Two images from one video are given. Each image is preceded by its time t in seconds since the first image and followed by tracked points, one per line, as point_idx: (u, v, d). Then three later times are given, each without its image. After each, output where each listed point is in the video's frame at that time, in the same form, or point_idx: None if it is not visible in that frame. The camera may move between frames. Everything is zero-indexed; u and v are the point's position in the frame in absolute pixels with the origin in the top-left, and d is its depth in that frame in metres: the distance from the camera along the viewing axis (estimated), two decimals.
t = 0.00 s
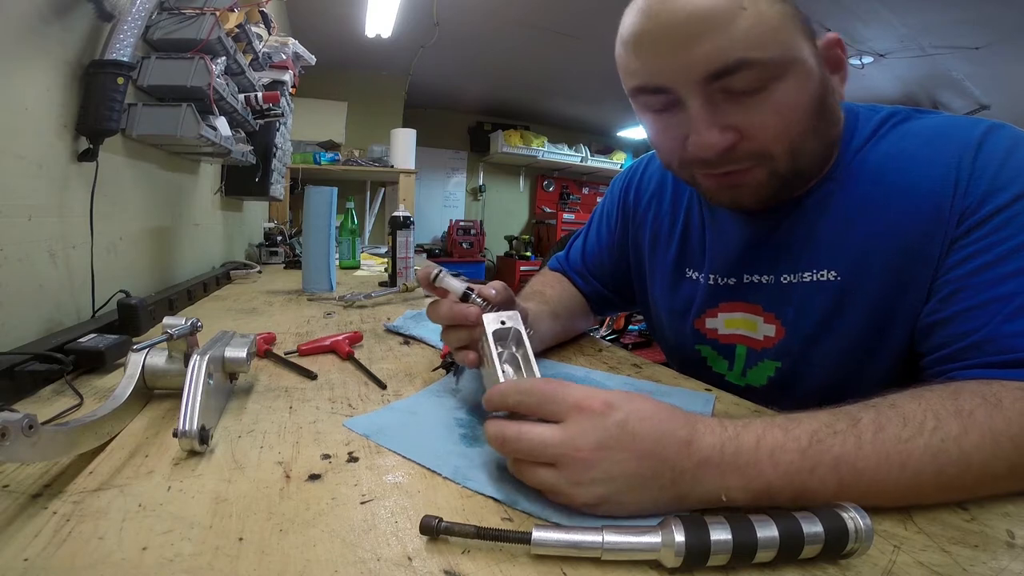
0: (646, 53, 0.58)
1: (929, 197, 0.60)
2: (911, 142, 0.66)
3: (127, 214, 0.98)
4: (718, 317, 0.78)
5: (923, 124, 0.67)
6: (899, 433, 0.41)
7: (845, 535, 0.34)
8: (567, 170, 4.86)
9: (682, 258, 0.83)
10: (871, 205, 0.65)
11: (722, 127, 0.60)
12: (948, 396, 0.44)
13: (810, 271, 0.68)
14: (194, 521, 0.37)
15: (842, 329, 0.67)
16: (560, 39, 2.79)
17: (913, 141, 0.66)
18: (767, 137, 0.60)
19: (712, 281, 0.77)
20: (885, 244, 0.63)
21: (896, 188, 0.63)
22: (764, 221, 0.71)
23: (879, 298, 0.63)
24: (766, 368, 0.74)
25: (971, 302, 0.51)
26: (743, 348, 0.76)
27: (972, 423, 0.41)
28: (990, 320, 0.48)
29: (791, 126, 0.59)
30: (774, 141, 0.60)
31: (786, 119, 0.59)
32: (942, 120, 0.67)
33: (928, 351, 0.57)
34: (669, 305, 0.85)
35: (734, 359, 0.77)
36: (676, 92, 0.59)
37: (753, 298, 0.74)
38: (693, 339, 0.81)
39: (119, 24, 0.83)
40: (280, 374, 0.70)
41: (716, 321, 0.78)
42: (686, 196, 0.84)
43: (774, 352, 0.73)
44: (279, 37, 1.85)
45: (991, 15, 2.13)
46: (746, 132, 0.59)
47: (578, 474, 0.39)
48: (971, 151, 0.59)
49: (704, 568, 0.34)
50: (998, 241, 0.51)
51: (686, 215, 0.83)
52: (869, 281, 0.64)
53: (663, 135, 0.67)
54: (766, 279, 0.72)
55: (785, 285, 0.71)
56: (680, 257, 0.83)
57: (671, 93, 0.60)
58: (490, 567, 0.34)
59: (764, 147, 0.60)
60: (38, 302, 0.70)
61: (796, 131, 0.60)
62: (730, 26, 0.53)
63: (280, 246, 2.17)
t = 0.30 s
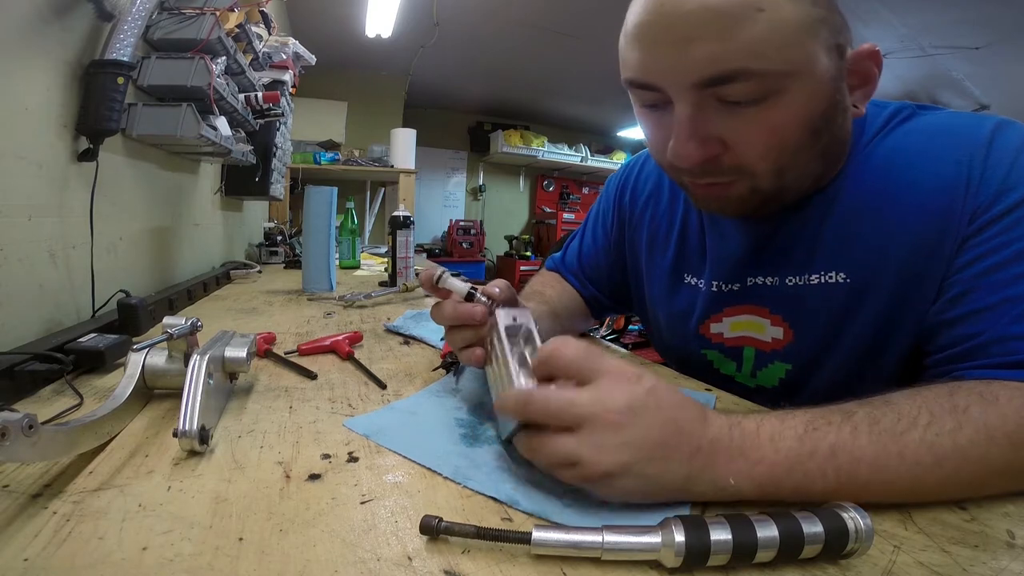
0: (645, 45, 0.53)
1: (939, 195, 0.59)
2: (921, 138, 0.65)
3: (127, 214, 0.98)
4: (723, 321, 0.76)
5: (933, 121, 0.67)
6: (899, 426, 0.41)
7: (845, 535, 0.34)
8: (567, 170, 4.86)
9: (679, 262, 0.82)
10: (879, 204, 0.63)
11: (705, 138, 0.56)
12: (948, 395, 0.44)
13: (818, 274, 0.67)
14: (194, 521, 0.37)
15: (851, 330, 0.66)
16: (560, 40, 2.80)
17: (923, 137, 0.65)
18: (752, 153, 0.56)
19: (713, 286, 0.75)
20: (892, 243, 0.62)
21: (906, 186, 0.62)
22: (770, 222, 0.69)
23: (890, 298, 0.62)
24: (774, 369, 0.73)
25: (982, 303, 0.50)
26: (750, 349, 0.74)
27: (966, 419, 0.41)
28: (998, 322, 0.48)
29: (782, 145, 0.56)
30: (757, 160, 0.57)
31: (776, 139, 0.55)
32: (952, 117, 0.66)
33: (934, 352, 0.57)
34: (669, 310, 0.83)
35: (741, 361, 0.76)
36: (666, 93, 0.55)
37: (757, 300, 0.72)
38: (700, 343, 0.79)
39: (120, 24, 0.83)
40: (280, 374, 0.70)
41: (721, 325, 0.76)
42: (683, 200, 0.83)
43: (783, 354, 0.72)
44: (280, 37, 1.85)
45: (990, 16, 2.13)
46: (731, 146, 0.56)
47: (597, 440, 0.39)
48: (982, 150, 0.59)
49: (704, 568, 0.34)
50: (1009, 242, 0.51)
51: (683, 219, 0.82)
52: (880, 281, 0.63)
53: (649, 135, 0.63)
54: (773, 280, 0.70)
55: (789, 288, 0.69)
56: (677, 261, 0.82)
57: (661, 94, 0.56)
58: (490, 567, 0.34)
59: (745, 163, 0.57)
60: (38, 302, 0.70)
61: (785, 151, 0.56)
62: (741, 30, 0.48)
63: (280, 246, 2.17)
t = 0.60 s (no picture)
0: (644, 28, 0.53)
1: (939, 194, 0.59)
2: (923, 135, 0.64)
3: (127, 214, 0.98)
4: (719, 318, 0.75)
5: (934, 119, 0.67)
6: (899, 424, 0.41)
7: (845, 535, 0.34)
8: (567, 170, 4.86)
9: (673, 258, 0.82)
10: (879, 202, 0.63)
11: (704, 123, 0.55)
12: (947, 395, 0.44)
13: (815, 272, 0.67)
14: (194, 521, 0.37)
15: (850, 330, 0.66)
16: (560, 40, 2.79)
17: (925, 135, 0.64)
18: (752, 139, 0.56)
19: (709, 283, 0.75)
20: (892, 241, 0.62)
21: (907, 184, 0.62)
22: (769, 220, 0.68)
23: (891, 296, 0.62)
24: (769, 369, 0.73)
25: (983, 303, 0.50)
26: (744, 347, 0.74)
27: (962, 418, 0.41)
28: (997, 322, 0.48)
29: (782, 132, 0.56)
30: (757, 145, 0.57)
31: (777, 124, 0.55)
32: (953, 116, 0.66)
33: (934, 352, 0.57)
34: (661, 308, 0.82)
35: (736, 360, 0.75)
36: (664, 78, 0.55)
37: (754, 297, 0.72)
38: (694, 341, 0.78)
39: (120, 24, 0.83)
40: (280, 374, 0.70)
41: (717, 322, 0.75)
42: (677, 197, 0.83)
43: (779, 353, 0.71)
44: (279, 36, 1.85)
45: (990, 16, 2.13)
46: (730, 132, 0.55)
47: (617, 403, 0.39)
48: (985, 150, 0.59)
49: (704, 568, 0.34)
50: (1011, 241, 0.51)
51: (678, 216, 0.82)
52: (880, 280, 0.63)
53: (647, 123, 0.63)
54: (769, 278, 0.70)
55: (785, 285, 0.69)
56: (671, 258, 0.82)
57: (660, 79, 0.55)
58: (490, 567, 0.34)
59: (745, 149, 0.57)
60: (38, 303, 0.70)
61: (785, 138, 0.56)
62: (739, 14, 0.48)
63: (280, 246, 2.17)
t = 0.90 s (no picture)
0: (653, 23, 0.53)
1: (935, 196, 0.59)
2: (917, 137, 0.65)
3: (127, 214, 0.98)
4: (715, 318, 0.75)
5: (929, 121, 0.67)
6: (900, 423, 0.41)
7: (845, 535, 0.34)
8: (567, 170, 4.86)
9: (672, 256, 0.82)
10: (875, 203, 0.63)
11: (722, 111, 0.55)
12: (948, 395, 0.44)
13: (811, 273, 0.67)
14: (194, 522, 0.37)
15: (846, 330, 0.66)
16: (560, 40, 2.79)
17: (920, 137, 0.65)
18: (771, 127, 0.55)
19: (708, 281, 0.74)
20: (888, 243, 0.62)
21: (902, 185, 0.62)
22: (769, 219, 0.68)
23: (884, 297, 0.62)
24: (762, 369, 0.72)
25: (978, 305, 0.51)
26: (739, 347, 0.74)
27: (962, 417, 0.41)
28: (993, 325, 0.48)
29: (800, 120, 0.55)
30: (776, 133, 0.56)
31: (795, 111, 0.55)
32: (947, 118, 0.66)
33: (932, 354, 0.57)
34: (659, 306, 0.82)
35: (729, 360, 0.75)
36: (679, 69, 0.55)
37: (752, 297, 0.72)
38: (690, 340, 0.78)
39: (120, 24, 0.83)
40: (280, 374, 0.70)
41: (714, 321, 0.75)
42: (677, 196, 0.83)
43: (773, 353, 0.71)
44: (279, 37, 1.85)
45: (990, 15, 2.13)
46: (749, 119, 0.55)
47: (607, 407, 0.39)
48: (978, 151, 0.59)
49: (704, 568, 0.34)
50: (1005, 244, 0.51)
51: (677, 216, 0.82)
52: (876, 283, 0.62)
53: (659, 120, 0.62)
54: (766, 278, 0.70)
55: (782, 285, 0.69)
56: (670, 256, 0.82)
57: (674, 71, 0.55)
58: (490, 567, 0.34)
59: (764, 138, 0.56)
60: (38, 303, 0.70)
61: (802, 126, 0.56)
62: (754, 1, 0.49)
63: (280, 246, 2.17)
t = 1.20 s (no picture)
0: (668, 23, 0.54)
1: (930, 198, 0.59)
2: (913, 140, 0.65)
3: (127, 214, 0.98)
4: (715, 317, 0.75)
5: (925, 124, 0.67)
6: (902, 425, 0.41)
7: (845, 535, 0.34)
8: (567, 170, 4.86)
9: (675, 255, 0.81)
10: (872, 206, 0.63)
11: (758, 96, 0.55)
12: (950, 395, 0.44)
13: (807, 273, 0.67)
14: (194, 521, 0.37)
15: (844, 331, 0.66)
16: (560, 40, 2.79)
17: (915, 139, 0.65)
18: (803, 111, 0.56)
19: (709, 280, 0.75)
20: (883, 246, 0.62)
21: (898, 188, 0.62)
22: (769, 219, 0.69)
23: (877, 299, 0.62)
24: (759, 368, 0.72)
25: (973, 308, 0.51)
26: (739, 347, 0.74)
27: (963, 418, 0.41)
28: (989, 328, 0.48)
29: (825, 102, 0.57)
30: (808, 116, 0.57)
31: (822, 93, 0.56)
32: (943, 120, 0.66)
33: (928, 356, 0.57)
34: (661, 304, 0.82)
35: (727, 359, 0.75)
36: (702, 62, 0.55)
37: (752, 297, 0.72)
38: (690, 338, 0.79)
39: (120, 24, 0.83)
40: (279, 374, 0.70)
41: (713, 320, 0.75)
42: (681, 196, 0.83)
43: (770, 353, 0.71)
44: (279, 37, 1.85)
45: (990, 15, 2.13)
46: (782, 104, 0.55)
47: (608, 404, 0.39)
48: (973, 153, 0.59)
49: (704, 568, 0.34)
50: (999, 247, 0.51)
51: (679, 215, 0.82)
52: (872, 284, 0.62)
53: (682, 118, 0.62)
54: (766, 278, 0.71)
55: (781, 286, 0.69)
56: (673, 255, 0.81)
57: (698, 64, 0.56)
58: (490, 567, 0.34)
59: (799, 122, 0.56)
60: (38, 303, 0.70)
61: (826, 108, 0.57)
62: None
63: (280, 246, 2.17)
